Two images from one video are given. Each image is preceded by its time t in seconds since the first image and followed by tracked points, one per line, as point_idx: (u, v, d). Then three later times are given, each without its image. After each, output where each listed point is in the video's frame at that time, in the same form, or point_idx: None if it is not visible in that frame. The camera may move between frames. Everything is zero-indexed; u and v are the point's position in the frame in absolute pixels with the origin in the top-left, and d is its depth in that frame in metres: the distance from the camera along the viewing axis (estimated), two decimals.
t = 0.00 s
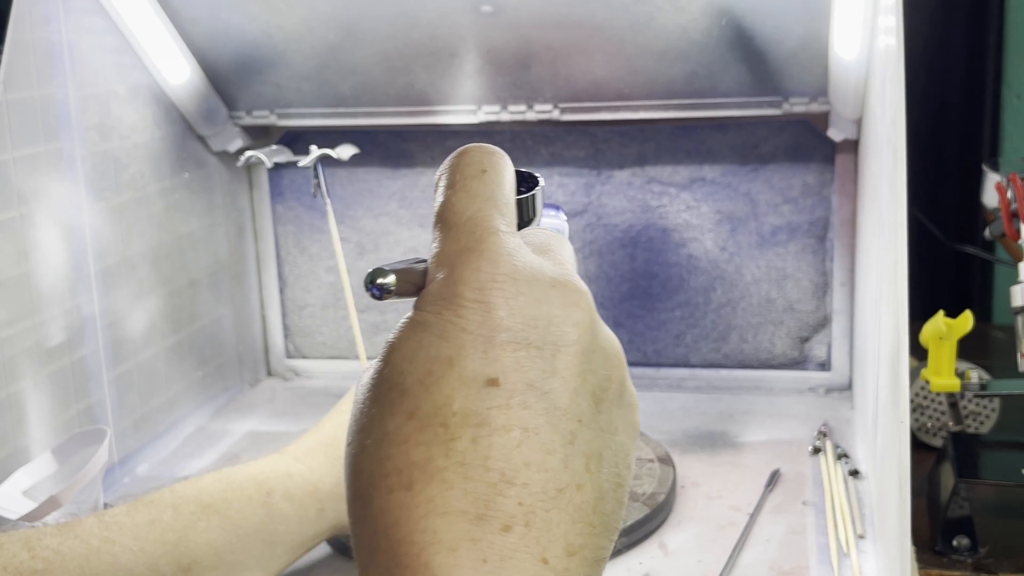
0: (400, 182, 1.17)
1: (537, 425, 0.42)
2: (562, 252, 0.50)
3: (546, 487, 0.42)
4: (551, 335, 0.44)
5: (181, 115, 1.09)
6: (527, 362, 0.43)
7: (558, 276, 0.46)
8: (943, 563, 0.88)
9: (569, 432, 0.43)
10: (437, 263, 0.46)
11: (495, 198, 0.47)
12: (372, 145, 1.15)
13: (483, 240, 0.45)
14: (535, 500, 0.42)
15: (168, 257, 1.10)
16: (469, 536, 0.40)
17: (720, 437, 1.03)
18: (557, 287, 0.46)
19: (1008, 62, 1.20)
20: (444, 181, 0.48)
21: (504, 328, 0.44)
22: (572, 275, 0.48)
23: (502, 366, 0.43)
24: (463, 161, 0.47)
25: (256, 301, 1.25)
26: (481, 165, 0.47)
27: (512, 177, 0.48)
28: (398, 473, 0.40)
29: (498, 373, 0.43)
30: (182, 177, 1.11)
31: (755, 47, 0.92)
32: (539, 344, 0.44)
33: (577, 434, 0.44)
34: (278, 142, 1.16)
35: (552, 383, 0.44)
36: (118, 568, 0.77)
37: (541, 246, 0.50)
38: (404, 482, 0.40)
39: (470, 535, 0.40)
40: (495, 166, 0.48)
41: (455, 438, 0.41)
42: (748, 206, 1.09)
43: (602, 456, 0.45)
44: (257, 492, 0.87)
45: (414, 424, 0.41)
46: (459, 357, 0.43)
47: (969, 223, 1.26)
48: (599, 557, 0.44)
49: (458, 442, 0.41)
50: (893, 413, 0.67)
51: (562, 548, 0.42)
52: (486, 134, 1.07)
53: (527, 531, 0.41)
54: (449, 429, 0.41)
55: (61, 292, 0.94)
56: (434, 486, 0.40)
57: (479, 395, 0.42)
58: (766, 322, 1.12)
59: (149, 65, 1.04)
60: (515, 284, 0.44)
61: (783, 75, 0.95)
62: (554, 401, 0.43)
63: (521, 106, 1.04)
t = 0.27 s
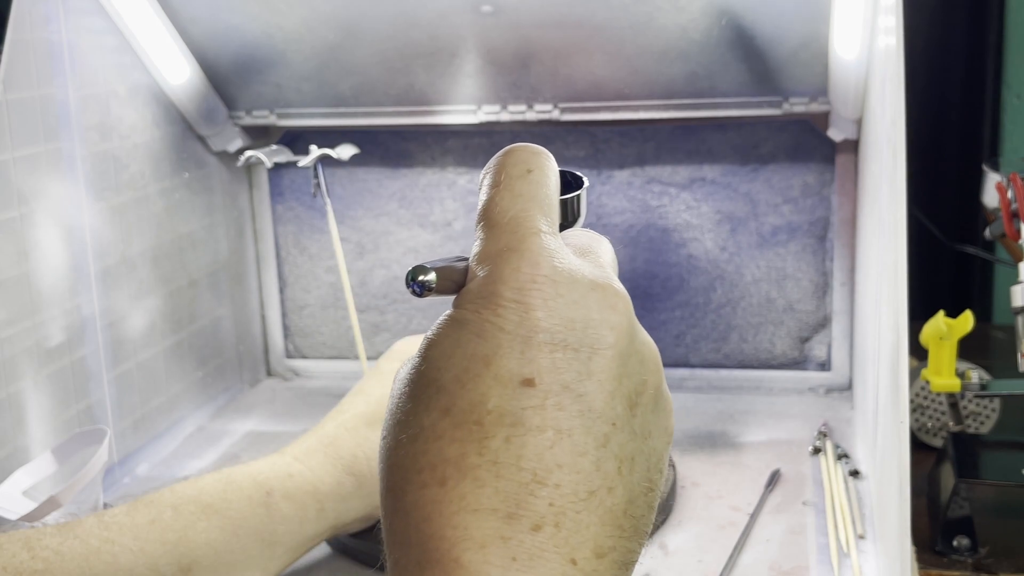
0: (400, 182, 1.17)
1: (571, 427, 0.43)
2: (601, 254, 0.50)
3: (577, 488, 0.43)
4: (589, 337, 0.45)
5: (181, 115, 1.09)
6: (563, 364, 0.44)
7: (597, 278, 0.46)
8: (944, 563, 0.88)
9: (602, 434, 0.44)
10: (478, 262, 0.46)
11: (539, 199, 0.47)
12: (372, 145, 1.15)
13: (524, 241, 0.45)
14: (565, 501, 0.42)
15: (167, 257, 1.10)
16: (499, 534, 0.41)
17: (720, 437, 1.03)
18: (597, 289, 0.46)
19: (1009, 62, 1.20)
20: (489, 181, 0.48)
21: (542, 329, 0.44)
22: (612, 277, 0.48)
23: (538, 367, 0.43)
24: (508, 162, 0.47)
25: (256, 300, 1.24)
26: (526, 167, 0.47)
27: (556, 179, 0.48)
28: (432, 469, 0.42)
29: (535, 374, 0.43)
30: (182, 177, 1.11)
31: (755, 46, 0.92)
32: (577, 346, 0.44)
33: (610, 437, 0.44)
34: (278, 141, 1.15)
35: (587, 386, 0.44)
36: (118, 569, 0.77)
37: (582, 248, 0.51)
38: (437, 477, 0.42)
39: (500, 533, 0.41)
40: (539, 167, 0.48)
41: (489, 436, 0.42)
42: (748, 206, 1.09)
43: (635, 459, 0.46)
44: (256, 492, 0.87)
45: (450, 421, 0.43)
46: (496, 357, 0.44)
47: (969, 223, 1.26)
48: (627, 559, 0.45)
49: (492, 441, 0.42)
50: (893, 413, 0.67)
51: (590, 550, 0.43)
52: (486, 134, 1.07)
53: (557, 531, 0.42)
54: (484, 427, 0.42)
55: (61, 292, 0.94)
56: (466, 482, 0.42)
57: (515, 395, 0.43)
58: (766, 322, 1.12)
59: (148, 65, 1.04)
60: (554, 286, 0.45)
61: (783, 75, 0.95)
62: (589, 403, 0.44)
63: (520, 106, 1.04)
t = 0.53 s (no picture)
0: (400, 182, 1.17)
1: (486, 433, 0.43)
2: (508, 256, 0.51)
3: (496, 494, 0.43)
4: (498, 342, 0.45)
5: (181, 115, 1.09)
6: (473, 372, 0.44)
7: (504, 283, 0.47)
8: (943, 563, 0.88)
9: (518, 438, 0.45)
10: (384, 275, 0.45)
11: (442, 206, 0.46)
12: (372, 145, 1.15)
13: (431, 251, 0.45)
14: (484, 508, 0.43)
15: (168, 257, 1.10)
16: (421, 547, 0.41)
17: (720, 437, 1.03)
18: (504, 295, 0.46)
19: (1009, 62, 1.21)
20: (387, 188, 0.47)
21: (452, 339, 0.44)
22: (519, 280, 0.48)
23: (450, 376, 0.43)
24: (408, 167, 0.47)
25: (256, 300, 1.25)
26: (426, 174, 0.47)
27: (456, 184, 0.48)
28: (349, 487, 0.41)
29: (446, 384, 0.43)
30: (182, 177, 1.11)
31: (755, 46, 0.92)
32: (486, 353, 0.45)
33: (526, 441, 0.45)
34: (278, 142, 1.16)
35: (500, 391, 0.44)
36: (118, 569, 0.77)
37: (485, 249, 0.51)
38: (355, 495, 0.41)
39: (421, 546, 0.41)
40: (440, 173, 0.47)
41: (405, 448, 0.42)
42: (748, 206, 1.09)
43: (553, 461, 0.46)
44: (256, 492, 0.87)
45: (363, 437, 0.41)
46: (406, 369, 0.43)
47: (969, 223, 1.26)
48: (552, 559, 0.46)
49: (407, 453, 0.42)
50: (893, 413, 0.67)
51: (513, 555, 0.43)
52: (486, 134, 1.07)
53: (478, 539, 0.43)
54: (399, 440, 0.42)
55: (61, 292, 0.94)
56: (384, 497, 0.41)
57: (427, 405, 0.43)
58: (766, 322, 1.12)
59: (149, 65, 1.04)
60: (462, 294, 0.45)
61: (783, 75, 0.95)
62: (502, 409, 0.44)
63: (521, 106, 1.04)
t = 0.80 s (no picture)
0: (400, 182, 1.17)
1: (485, 440, 0.41)
2: (507, 264, 0.49)
3: (495, 500, 0.41)
4: (497, 348, 0.43)
5: (181, 114, 1.09)
6: (472, 378, 0.42)
7: (501, 288, 0.45)
8: (943, 563, 0.88)
9: (518, 444, 0.42)
10: (383, 282, 0.43)
11: (439, 211, 0.45)
12: (372, 145, 1.15)
13: (428, 254, 0.43)
14: (484, 515, 0.41)
15: (167, 257, 1.10)
16: (419, 554, 0.39)
17: (720, 437, 1.03)
18: (502, 300, 0.44)
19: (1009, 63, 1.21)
20: (385, 195, 0.46)
21: (450, 345, 0.42)
22: (518, 286, 0.47)
23: (449, 382, 0.41)
24: (404, 175, 0.45)
25: (256, 300, 1.25)
26: (422, 180, 0.46)
27: (454, 188, 0.46)
28: (348, 494, 0.39)
29: (444, 390, 0.41)
30: (182, 177, 1.11)
31: (755, 46, 0.92)
32: (485, 358, 0.43)
33: (527, 447, 0.42)
34: (278, 142, 1.16)
35: (499, 397, 0.42)
36: (118, 569, 0.77)
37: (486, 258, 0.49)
38: (354, 502, 0.39)
39: (420, 553, 0.39)
40: (437, 179, 0.46)
41: (403, 455, 0.40)
42: (748, 206, 1.09)
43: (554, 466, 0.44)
44: (255, 491, 0.88)
45: (360, 444, 0.39)
46: (404, 375, 0.41)
47: (968, 223, 1.26)
48: (554, 565, 0.44)
49: (406, 460, 0.40)
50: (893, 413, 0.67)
51: (514, 561, 0.41)
52: (486, 134, 1.07)
53: (479, 546, 0.40)
54: (398, 447, 0.40)
55: (61, 292, 0.94)
56: (382, 505, 0.39)
57: (426, 412, 0.40)
58: (766, 322, 1.12)
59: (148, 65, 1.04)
60: (460, 298, 0.43)
61: (783, 75, 0.96)
62: (501, 415, 0.42)
63: (521, 106, 1.04)
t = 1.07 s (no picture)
0: (399, 182, 1.17)
1: (579, 448, 0.41)
2: (610, 265, 0.49)
3: (585, 510, 0.41)
4: (596, 356, 0.43)
5: (181, 114, 1.09)
6: (569, 384, 0.42)
7: (602, 295, 0.45)
8: (943, 563, 0.88)
9: (610, 454, 0.42)
10: (485, 279, 0.44)
11: (549, 213, 0.44)
12: (372, 145, 1.15)
13: (532, 256, 0.43)
14: (573, 524, 0.41)
15: (168, 257, 1.10)
16: (505, 557, 0.39)
17: (720, 437, 1.03)
18: (604, 308, 0.44)
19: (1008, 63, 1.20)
20: (496, 193, 0.46)
21: (550, 349, 0.42)
22: (621, 293, 0.46)
23: (546, 387, 0.42)
24: (517, 172, 0.45)
25: (256, 301, 1.25)
26: (535, 179, 0.45)
27: (566, 190, 0.46)
28: (436, 491, 0.40)
29: (541, 394, 0.41)
30: (181, 177, 1.11)
31: (755, 46, 0.92)
32: (583, 366, 0.43)
33: (618, 458, 0.43)
34: (278, 142, 1.16)
35: (594, 406, 0.42)
36: (118, 569, 0.77)
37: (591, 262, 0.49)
38: (442, 499, 0.39)
39: (506, 556, 0.39)
40: (550, 179, 0.45)
41: (495, 457, 0.40)
42: (748, 206, 1.09)
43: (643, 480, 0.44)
44: (256, 492, 0.87)
45: (453, 442, 0.40)
46: (501, 376, 0.41)
47: (968, 222, 1.26)
48: None
49: (498, 462, 0.40)
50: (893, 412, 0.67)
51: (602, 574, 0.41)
52: (486, 134, 1.07)
53: (564, 555, 0.40)
54: (490, 447, 0.40)
55: (61, 292, 0.94)
56: (471, 504, 0.39)
57: (520, 414, 0.41)
58: (766, 322, 1.12)
59: (148, 65, 1.04)
60: (561, 304, 0.43)
61: (783, 75, 0.96)
62: (596, 423, 0.42)
63: (520, 106, 1.04)
